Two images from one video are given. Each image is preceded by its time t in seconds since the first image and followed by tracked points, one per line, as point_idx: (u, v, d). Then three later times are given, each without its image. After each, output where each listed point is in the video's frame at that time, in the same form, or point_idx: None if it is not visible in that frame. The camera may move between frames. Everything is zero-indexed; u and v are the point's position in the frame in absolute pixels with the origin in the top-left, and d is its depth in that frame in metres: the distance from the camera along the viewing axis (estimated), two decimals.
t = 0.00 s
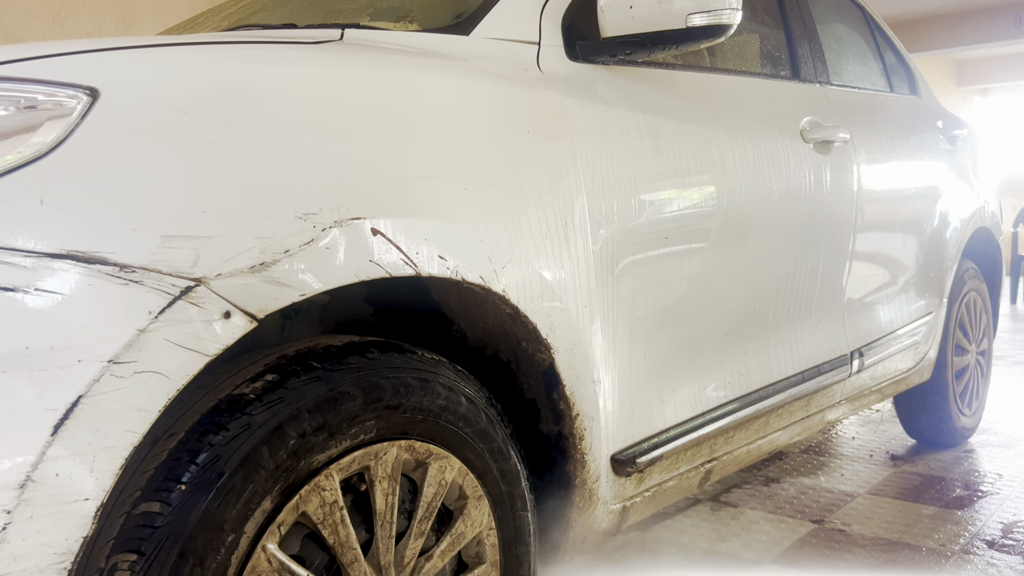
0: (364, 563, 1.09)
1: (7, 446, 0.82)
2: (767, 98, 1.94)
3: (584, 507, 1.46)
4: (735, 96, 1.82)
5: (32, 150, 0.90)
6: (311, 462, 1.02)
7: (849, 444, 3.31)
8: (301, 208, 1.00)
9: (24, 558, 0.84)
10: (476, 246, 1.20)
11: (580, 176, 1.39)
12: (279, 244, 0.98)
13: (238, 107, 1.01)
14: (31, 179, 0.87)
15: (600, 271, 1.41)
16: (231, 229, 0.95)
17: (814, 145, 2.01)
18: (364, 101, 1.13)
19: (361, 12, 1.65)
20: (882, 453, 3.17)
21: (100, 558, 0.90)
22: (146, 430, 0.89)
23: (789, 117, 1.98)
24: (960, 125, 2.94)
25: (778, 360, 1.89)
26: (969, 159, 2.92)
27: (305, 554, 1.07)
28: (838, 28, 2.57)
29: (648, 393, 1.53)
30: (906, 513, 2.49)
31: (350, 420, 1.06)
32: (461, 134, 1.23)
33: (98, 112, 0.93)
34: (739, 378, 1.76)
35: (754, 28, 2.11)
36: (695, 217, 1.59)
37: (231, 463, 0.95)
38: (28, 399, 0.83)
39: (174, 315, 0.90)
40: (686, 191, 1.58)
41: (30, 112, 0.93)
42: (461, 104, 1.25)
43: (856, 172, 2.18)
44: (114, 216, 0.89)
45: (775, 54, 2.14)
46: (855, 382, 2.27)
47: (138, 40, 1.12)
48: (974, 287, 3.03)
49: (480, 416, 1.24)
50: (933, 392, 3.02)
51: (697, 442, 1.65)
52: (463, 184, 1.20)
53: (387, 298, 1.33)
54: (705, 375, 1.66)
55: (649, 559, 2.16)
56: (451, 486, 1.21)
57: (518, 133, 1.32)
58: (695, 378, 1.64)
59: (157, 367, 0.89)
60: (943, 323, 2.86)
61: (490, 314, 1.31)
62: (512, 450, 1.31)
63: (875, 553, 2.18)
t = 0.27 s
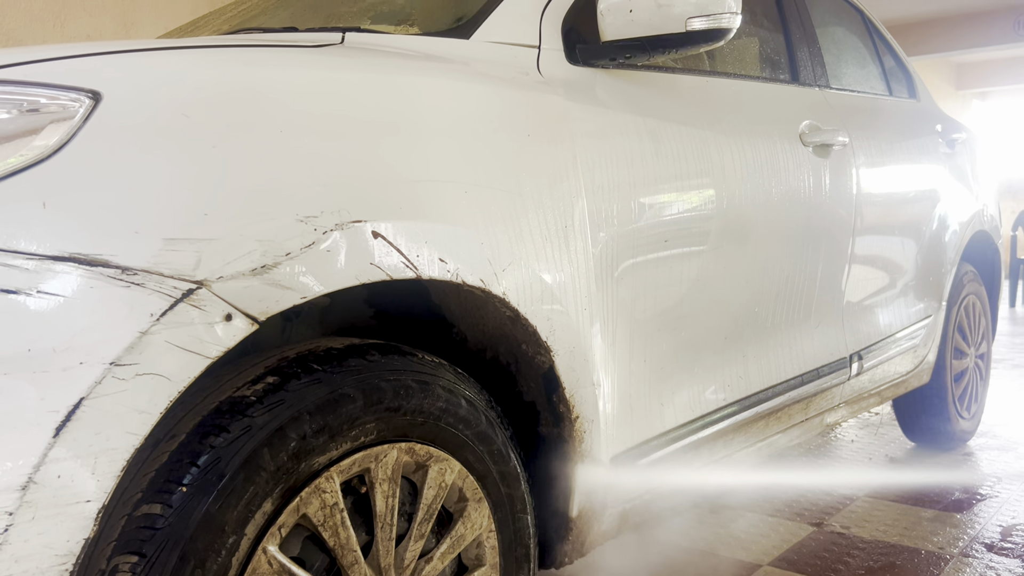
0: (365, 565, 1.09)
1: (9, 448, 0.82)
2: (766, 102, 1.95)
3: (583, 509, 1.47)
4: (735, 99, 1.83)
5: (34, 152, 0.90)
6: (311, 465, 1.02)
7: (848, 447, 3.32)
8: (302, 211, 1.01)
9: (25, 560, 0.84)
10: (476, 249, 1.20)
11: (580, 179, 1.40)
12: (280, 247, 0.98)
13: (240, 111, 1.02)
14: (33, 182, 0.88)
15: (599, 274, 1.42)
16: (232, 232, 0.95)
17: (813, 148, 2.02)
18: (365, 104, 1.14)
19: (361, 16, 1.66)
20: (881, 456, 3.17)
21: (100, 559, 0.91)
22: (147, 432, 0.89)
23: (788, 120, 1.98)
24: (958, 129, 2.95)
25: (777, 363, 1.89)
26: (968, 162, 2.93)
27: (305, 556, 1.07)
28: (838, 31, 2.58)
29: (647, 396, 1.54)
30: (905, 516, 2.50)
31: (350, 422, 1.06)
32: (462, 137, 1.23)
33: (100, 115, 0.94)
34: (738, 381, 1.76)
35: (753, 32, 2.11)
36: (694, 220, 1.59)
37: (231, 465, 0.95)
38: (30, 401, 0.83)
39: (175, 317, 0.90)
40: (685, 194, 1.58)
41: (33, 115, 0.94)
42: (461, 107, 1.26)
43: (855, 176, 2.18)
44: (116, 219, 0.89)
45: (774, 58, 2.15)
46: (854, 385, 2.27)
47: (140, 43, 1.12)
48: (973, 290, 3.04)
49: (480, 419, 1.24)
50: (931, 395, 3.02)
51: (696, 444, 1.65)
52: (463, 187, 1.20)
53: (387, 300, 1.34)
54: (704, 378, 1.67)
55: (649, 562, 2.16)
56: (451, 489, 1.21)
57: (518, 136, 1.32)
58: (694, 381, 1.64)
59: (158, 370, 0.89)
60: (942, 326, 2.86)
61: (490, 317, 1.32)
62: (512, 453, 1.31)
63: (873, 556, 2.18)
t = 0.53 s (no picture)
0: (363, 569, 1.09)
1: (7, 451, 0.82)
2: (765, 105, 1.95)
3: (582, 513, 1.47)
4: (734, 103, 1.83)
5: (33, 156, 0.90)
6: (310, 468, 1.02)
7: (847, 450, 3.32)
8: (300, 215, 1.01)
9: (23, 564, 0.84)
10: (474, 253, 1.21)
11: (578, 182, 1.40)
12: (278, 251, 0.98)
13: (238, 115, 1.02)
14: (32, 185, 0.88)
15: (598, 277, 1.42)
16: (231, 235, 0.95)
17: (812, 152, 2.02)
18: (364, 108, 1.14)
19: (361, 20, 1.66)
20: (880, 460, 3.17)
21: (99, 563, 0.91)
22: (145, 435, 0.89)
23: (787, 124, 1.98)
24: (957, 132, 2.95)
25: (776, 367, 1.89)
26: (966, 165, 2.93)
27: (303, 559, 1.07)
28: (836, 35, 2.59)
29: (646, 399, 1.54)
30: (904, 519, 2.50)
31: (348, 425, 1.06)
32: (460, 140, 1.24)
33: (99, 119, 0.94)
34: (737, 384, 1.76)
35: (752, 35, 2.12)
36: (693, 224, 1.60)
37: (230, 469, 0.95)
38: (28, 404, 0.83)
39: (174, 321, 0.90)
40: (684, 197, 1.58)
41: (32, 118, 0.94)
42: (460, 111, 1.26)
43: (854, 179, 2.18)
44: (115, 222, 0.89)
45: (773, 61, 2.15)
46: (852, 388, 2.27)
47: (139, 47, 1.12)
48: (972, 293, 3.04)
49: (478, 422, 1.25)
50: (930, 398, 3.02)
51: (694, 448, 1.65)
52: (462, 191, 1.20)
53: (386, 304, 1.34)
54: (703, 381, 1.67)
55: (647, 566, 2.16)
56: (449, 492, 1.21)
57: (516, 140, 1.32)
58: (692, 384, 1.64)
59: (156, 373, 0.89)
60: (941, 330, 2.87)
61: (488, 320, 1.32)
62: (510, 456, 1.31)
63: (872, 560, 2.18)
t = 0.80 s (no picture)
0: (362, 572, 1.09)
1: (6, 454, 0.82)
2: (765, 108, 1.95)
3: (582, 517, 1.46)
4: (733, 106, 1.83)
5: (33, 159, 0.90)
6: (309, 471, 1.02)
7: (846, 453, 3.32)
8: (300, 218, 1.01)
9: (22, 567, 0.84)
10: (474, 256, 1.21)
11: (578, 185, 1.40)
12: (278, 254, 0.98)
13: (238, 118, 1.02)
14: (32, 189, 0.88)
15: (597, 280, 1.42)
16: (230, 238, 0.95)
17: (811, 155, 2.02)
18: (363, 111, 1.14)
19: (361, 23, 1.66)
20: (879, 462, 3.18)
21: (97, 567, 0.91)
22: (144, 438, 0.89)
23: (786, 127, 1.98)
24: (956, 135, 2.95)
25: (775, 370, 1.89)
26: (965, 168, 2.93)
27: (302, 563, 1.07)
28: (836, 38, 2.59)
29: (645, 402, 1.54)
30: (903, 522, 2.50)
31: (348, 428, 1.06)
32: (460, 144, 1.24)
33: (99, 122, 0.94)
34: (736, 387, 1.76)
35: (752, 38, 2.12)
36: (692, 227, 1.60)
37: (229, 472, 0.95)
38: (27, 408, 0.83)
39: (173, 324, 0.90)
40: (683, 200, 1.58)
41: (32, 122, 0.94)
42: (460, 114, 1.26)
43: (853, 182, 2.18)
44: (114, 226, 0.89)
45: (772, 64, 2.15)
46: (852, 391, 2.27)
47: (139, 50, 1.13)
48: (971, 296, 3.04)
49: (477, 425, 1.25)
50: (930, 401, 3.02)
51: (693, 451, 1.65)
52: (461, 194, 1.21)
53: (385, 307, 1.33)
54: (702, 384, 1.67)
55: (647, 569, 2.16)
56: (448, 495, 1.21)
57: (516, 143, 1.32)
58: (691, 387, 1.64)
59: (155, 377, 0.89)
60: (940, 332, 2.87)
61: (488, 323, 1.32)
62: (509, 459, 1.31)
63: (871, 563, 2.18)
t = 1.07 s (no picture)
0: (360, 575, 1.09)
1: (3, 457, 0.82)
2: (764, 111, 1.95)
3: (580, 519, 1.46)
4: (732, 109, 1.83)
5: (32, 161, 0.90)
6: (307, 474, 1.02)
7: (845, 455, 3.32)
8: (298, 220, 1.01)
9: (19, 569, 0.83)
10: (473, 258, 1.21)
11: (576, 188, 1.40)
12: (276, 256, 0.98)
13: (237, 120, 1.02)
14: (30, 190, 0.88)
15: (596, 282, 1.42)
16: (228, 240, 0.95)
17: (810, 157, 2.02)
18: (362, 114, 1.14)
19: (359, 24, 1.66)
20: (878, 465, 3.17)
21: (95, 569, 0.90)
22: (142, 441, 0.89)
23: (785, 129, 1.99)
24: (955, 137, 2.96)
25: (774, 372, 1.89)
26: (964, 171, 2.94)
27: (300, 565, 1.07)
28: (835, 40, 2.59)
29: (644, 404, 1.54)
30: (902, 524, 2.49)
31: (346, 431, 1.06)
32: (459, 146, 1.24)
33: (97, 124, 0.94)
34: (735, 390, 1.76)
35: (750, 41, 2.12)
36: (691, 229, 1.60)
37: (227, 474, 0.95)
38: (25, 410, 0.83)
39: (171, 326, 0.90)
40: (682, 202, 1.59)
41: (30, 124, 0.94)
42: (459, 116, 1.26)
43: (852, 184, 2.18)
44: (113, 228, 0.89)
45: (771, 67, 2.16)
46: (850, 393, 2.27)
47: (137, 52, 1.13)
48: (970, 298, 3.04)
49: (476, 427, 1.24)
50: (929, 403, 3.02)
51: (692, 453, 1.65)
52: (460, 196, 1.21)
53: (384, 309, 1.33)
54: (701, 386, 1.67)
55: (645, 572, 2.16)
56: (446, 497, 1.21)
57: (515, 145, 1.33)
58: (690, 389, 1.64)
59: (153, 379, 0.89)
60: (939, 335, 2.87)
61: (486, 325, 1.32)
62: (508, 461, 1.31)
63: (870, 565, 2.18)
